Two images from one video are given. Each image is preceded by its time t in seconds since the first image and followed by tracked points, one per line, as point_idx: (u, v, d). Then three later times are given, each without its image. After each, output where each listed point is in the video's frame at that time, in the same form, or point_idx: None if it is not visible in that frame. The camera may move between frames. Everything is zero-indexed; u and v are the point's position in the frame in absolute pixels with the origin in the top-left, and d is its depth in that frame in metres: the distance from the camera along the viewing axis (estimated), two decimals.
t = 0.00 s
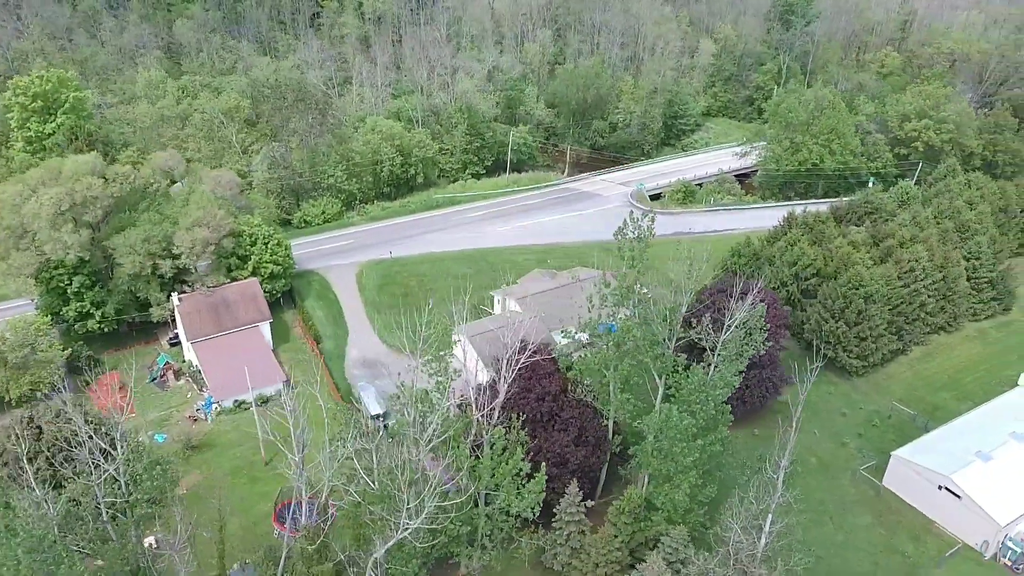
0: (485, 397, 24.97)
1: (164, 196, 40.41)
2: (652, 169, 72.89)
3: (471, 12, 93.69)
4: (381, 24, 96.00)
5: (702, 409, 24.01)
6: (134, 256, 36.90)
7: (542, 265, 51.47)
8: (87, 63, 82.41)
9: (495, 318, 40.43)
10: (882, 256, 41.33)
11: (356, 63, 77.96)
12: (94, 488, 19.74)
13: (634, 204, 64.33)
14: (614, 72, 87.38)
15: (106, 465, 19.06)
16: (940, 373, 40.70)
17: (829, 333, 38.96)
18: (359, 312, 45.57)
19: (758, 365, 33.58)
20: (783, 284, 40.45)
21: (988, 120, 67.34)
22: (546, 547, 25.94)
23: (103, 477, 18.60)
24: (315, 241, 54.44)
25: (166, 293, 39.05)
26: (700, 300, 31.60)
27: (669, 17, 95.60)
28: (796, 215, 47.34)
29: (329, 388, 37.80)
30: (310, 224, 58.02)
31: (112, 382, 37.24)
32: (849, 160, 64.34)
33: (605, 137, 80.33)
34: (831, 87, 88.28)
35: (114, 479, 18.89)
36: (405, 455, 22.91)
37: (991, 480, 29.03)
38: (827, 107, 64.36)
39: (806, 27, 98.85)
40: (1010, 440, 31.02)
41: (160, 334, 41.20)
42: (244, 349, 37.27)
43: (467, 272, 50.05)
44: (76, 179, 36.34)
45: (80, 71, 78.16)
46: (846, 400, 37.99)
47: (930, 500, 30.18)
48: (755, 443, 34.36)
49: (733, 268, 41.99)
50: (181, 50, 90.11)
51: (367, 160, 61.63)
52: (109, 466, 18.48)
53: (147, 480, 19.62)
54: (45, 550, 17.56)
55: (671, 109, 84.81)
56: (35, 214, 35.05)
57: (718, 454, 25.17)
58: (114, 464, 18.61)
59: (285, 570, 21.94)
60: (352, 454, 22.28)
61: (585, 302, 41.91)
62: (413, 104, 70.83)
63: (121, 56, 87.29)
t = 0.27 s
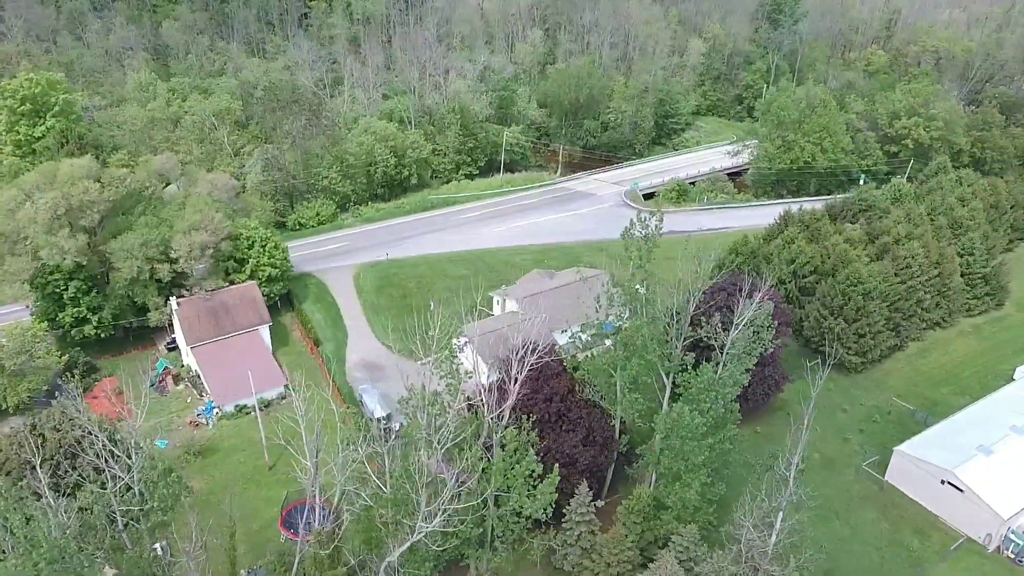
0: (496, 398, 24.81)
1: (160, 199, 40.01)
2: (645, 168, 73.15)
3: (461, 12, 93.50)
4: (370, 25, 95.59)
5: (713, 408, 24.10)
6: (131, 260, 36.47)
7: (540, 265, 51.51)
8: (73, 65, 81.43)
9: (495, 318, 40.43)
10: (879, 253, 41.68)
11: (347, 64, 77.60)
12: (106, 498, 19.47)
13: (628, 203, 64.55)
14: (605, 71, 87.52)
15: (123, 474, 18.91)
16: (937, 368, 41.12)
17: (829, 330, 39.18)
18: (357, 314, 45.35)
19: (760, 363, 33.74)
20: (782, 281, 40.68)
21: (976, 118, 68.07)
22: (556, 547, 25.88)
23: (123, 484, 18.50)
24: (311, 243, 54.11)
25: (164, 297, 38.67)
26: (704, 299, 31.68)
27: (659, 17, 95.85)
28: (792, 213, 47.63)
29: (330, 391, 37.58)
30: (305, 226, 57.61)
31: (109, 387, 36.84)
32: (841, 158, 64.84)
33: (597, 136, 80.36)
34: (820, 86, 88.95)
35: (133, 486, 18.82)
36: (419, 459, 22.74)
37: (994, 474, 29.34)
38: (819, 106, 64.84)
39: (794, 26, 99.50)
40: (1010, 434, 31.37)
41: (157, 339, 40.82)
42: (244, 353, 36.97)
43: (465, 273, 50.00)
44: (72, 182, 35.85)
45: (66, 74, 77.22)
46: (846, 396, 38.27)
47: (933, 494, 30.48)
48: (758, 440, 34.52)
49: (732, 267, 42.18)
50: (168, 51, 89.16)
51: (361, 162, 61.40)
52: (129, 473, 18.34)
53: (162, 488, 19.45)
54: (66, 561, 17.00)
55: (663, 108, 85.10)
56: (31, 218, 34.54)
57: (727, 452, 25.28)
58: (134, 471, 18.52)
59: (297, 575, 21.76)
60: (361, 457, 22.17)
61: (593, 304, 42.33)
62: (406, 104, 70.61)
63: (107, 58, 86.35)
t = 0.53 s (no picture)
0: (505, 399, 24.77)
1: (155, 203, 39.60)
2: (637, 167, 73.43)
3: (449, 12, 93.30)
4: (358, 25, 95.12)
5: (721, 406, 24.23)
6: (127, 264, 36.07)
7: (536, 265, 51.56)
8: (57, 67, 80.36)
9: (495, 320, 40.44)
10: (874, 250, 42.08)
11: (336, 65, 77.18)
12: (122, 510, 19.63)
13: (621, 202, 64.81)
14: (595, 71, 87.70)
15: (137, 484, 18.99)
16: (932, 363, 41.62)
17: (826, 326, 39.44)
18: (354, 316, 45.16)
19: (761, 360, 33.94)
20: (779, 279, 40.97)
21: (962, 115, 68.98)
22: (565, 548, 25.84)
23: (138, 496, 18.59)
24: (305, 245, 53.78)
25: (161, 302, 38.29)
26: (710, 299, 31.85)
27: (647, 16, 96.20)
28: (786, 211, 48.01)
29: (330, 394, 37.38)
30: (297, 229, 57.21)
31: (106, 394, 36.50)
32: (830, 156, 65.43)
33: (588, 136, 80.52)
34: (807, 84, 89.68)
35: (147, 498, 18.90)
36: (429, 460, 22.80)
37: (993, 467, 29.74)
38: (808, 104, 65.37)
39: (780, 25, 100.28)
40: (1008, 428, 31.80)
41: (153, 344, 40.40)
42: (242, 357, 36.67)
43: (461, 274, 49.92)
44: (66, 187, 35.36)
45: (49, 76, 76.16)
46: (844, 392, 38.63)
47: (933, 488, 30.86)
48: (759, 437, 34.78)
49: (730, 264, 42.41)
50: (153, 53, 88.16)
51: (354, 163, 61.14)
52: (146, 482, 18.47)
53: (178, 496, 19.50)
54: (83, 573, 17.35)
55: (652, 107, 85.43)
56: (25, 224, 34.05)
57: (735, 449, 25.41)
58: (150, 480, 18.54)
59: None
60: (373, 462, 22.12)
61: (598, 303, 42.56)
62: (396, 105, 70.38)
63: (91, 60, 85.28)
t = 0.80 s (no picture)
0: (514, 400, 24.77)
1: (150, 207, 39.20)
2: (628, 167, 73.66)
3: (438, 12, 93.22)
4: (345, 26, 94.65)
5: (730, 403, 24.41)
6: (123, 269, 35.70)
7: (533, 265, 51.63)
8: (40, 69, 79.25)
9: (496, 320, 40.56)
10: (869, 246, 42.50)
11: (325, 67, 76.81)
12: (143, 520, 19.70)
13: (613, 202, 65.06)
14: (584, 70, 87.91)
15: (154, 491, 19.04)
16: (926, 358, 42.14)
17: (823, 323, 39.91)
18: (352, 318, 44.94)
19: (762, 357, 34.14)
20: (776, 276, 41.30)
21: (948, 112, 69.84)
22: (576, 547, 25.81)
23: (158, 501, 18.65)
24: (299, 248, 53.47)
25: (158, 306, 37.91)
26: (719, 294, 31.82)
27: (635, 16, 96.52)
28: (781, 208, 48.38)
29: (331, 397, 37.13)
30: (291, 231, 56.83)
31: (104, 400, 36.11)
32: (820, 154, 66.06)
33: (578, 135, 80.63)
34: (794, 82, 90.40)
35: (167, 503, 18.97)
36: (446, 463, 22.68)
37: (992, 461, 30.14)
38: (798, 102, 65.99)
39: (766, 24, 100.95)
40: (1006, 421, 32.23)
41: (149, 349, 39.98)
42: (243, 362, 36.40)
43: (458, 275, 49.87)
44: (60, 192, 34.91)
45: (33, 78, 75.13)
46: (842, 388, 39.01)
47: (934, 482, 31.22)
48: (761, 433, 35.02)
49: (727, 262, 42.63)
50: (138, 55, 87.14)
51: (347, 165, 60.96)
52: (165, 489, 18.54)
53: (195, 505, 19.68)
54: None
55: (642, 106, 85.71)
56: (20, 230, 33.59)
57: (744, 447, 25.56)
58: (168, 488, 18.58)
59: None
60: (386, 464, 22.05)
61: (604, 303, 42.66)
62: (388, 106, 70.17)
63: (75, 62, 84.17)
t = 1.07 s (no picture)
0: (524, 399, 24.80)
1: (148, 211, 38.84)
2: (622, 166, 73.91)
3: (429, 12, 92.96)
4: (336, 27, 94.22)
5: (740, 401, 24.53)
6: (123, 274, 35.35)
7: (531, 266, 51.68)
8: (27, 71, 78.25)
9: (497, 321, 40.61)
10: (866, 243, 42.87)
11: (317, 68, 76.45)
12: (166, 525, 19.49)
13: (609, 201, 65.23)
14: (576, 69, 88.01)
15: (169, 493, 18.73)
16: (923, 353, 42.57)
17: (822, 320, 40.38)
18: (351, 320, 44.79)
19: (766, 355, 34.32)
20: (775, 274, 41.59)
21: (938, 109, 70.59)
22: (586, 548, 25.83)
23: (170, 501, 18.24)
24: (296, 250, 53.21)
25: (157, 311, 37.59)
26: (729, 293, 32.09)
27: (625, 15, 96.77)
28: (777, 206, 48.67)
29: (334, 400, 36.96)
30: (287, 233, 56.56)
31: (104, 407, 35.76)
32: (813, 152, 66.52)
33: (571, 135, 80.76)
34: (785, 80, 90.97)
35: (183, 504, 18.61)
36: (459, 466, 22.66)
37: (995, 455, 30.48)
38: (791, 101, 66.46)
39: (756, 22, 101.55)
40: (1006, 416, 32.61)
41: (149, 354, 39.62)
42: (245, 365, 36.19)
43: (457, 276, 49.85)
44: (57, 196, 34.47)
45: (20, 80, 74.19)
46: (842, 385, 39.34)
47: (938, 476, 31.50)
48: (765, 430, 35.22)
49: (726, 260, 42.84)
50: (126, 56, 86.35)
51: (342, 166, 60.71)
52: (178, 489, 18.17)
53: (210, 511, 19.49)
54: None
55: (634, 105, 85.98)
56: (17, 235, 33.17)
57: (752, 445, 25.71)
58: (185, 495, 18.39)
59: None
60: (400, 467, 22.00)
61: (604, 303, 42.83)
62: (381, 107, 69.98)
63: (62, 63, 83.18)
